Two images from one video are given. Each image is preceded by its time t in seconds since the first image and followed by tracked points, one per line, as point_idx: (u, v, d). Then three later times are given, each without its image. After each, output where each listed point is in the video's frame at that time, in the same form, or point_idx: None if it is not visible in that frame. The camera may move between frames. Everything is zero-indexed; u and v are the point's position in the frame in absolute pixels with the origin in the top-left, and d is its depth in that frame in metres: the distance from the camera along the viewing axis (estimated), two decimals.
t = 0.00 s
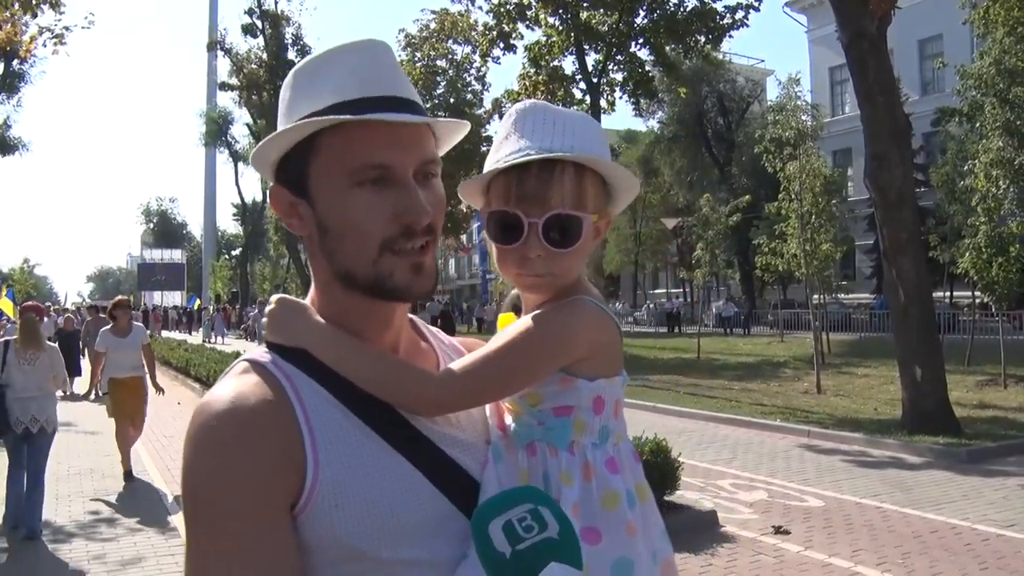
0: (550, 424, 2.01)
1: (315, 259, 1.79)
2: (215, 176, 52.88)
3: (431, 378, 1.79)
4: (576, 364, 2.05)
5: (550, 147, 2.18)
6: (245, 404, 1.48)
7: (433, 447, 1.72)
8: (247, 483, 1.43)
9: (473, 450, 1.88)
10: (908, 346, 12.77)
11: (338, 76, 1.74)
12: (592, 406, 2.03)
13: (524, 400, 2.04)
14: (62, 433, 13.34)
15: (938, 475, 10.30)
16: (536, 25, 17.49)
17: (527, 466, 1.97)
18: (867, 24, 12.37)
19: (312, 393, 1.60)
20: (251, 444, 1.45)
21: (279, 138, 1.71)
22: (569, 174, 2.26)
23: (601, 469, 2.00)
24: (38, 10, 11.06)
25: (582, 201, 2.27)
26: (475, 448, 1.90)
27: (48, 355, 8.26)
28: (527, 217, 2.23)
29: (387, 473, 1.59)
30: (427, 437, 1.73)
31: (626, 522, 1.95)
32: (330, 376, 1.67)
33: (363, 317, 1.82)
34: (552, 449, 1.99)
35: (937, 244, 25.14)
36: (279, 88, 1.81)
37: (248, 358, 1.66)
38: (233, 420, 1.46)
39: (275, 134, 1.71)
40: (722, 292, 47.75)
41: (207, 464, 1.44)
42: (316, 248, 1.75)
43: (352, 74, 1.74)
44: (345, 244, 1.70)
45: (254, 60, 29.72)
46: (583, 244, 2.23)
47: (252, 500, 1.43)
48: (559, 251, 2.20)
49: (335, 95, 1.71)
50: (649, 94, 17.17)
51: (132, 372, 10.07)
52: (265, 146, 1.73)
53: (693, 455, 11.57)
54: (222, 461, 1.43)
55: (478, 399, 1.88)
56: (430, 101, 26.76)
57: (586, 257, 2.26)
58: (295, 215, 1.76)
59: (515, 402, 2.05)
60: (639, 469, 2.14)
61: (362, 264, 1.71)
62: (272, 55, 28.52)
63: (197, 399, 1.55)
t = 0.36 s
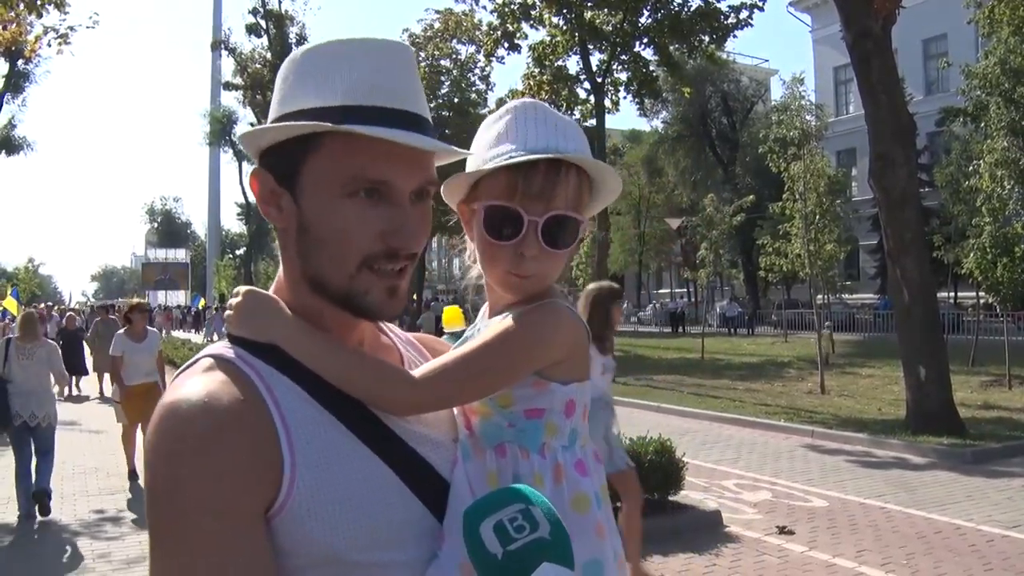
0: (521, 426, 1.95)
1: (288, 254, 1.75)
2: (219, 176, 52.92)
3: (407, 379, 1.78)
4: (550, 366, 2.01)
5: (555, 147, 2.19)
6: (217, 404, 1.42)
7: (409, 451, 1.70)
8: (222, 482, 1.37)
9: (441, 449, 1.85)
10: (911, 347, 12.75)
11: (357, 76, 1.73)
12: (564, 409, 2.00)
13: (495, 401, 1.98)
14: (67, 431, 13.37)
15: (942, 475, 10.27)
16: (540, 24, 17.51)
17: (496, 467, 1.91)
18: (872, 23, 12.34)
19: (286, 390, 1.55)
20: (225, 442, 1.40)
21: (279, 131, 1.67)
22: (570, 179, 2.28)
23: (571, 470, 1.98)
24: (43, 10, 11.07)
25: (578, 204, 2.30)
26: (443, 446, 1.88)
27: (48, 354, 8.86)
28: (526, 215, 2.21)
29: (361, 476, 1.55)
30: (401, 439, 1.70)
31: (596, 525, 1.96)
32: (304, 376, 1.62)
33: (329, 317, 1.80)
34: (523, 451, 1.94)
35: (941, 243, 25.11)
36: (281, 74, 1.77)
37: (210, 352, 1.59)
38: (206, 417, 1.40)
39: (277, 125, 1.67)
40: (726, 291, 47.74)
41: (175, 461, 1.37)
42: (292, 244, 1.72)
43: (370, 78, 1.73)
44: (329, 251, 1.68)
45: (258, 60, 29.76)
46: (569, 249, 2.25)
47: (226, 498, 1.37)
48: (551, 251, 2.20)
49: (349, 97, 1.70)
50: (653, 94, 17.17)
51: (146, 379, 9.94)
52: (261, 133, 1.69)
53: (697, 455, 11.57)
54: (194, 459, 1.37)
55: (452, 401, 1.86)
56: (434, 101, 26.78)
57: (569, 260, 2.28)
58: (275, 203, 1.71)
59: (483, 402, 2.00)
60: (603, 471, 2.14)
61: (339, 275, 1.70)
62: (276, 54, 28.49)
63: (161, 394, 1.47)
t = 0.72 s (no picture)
0: (501, 425, 1.94)
1: (271, 250, 1.72)
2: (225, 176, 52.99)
3: (390, 376, 1.76)
4: (528, 367, 1.99)
5: (549, 144, 2.20)
6: (196, 406, 1.40)
7: (386, 453, 1.68)
8: (202, 487, 1.35)
9: (420, 452, 1.83)
10: (917, 346, 12.73)
11: (361, 77, 1.73)
12: (543, 410, 2.00)
13: (475, 401, 1.96)
14: (73, 430, 13.40)
15: (948, 475, 10.25)
16: (546, 24, 17.50)
17: (475, 467, 1.89)
18: (877, 23, 12.34)
19: (264, 392, 1.53)
20: (202, 450, 1.37)
21: (279, 126, 1.65)
22: (560, 181, 2.29)
23: (550, 470, 1.97)
24: (50, 9, 11.10)
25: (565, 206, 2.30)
26: (420, 448, 1.84)
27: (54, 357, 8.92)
28: (518, 211, 2.21)
29: (339, 478, 1.54)
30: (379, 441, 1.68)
31: (576, 525, 1.96)
32: (283, 377, 1.59)
33: (308, 317, 1.78)
34: (502, 451, 1.92)
35: (947, 243, 25.03)
36: (282, 72, 1.77)
37: (186, 354, 1.56)
38: (186, 418, 1.38)
39: (278, 119, 1.65)
40: (732, 291, 47.68)
41: (151, 464, 1.34)
42: (279, 240, 1.69)
43: (377, 84, 1.75)
44: (317, 248, 1.66)
45: (264, 60, 29.78)
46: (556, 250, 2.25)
47: (206, 503, 1.36)
48: (539, 251, 2.19)
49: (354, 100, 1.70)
50: (659, 94, 17.17)
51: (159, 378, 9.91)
52: (260, 128, 1.67)
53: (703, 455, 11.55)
54: (174, 461, 1.35)
55: (434, 403, 1.83)
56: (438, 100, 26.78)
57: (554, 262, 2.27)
58: (264, 199, 1.68)
59: (463, 403, 1.98)
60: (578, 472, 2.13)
61: (328, 274, 1.67)
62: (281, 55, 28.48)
63: (136, 397, 1.44)
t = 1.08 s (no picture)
0: (485, 424, 1.92)
1: (248, 252, 1.72)
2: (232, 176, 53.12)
3: (369, 374, 1.77)
4: (511, 363, 1.98)
5: (515, 136, 2.19)
6: (167, 410, 1.41)
7: (365, 454, 1.67)
8: (179, 490, 1.36)
9: (403, 455, 1.83)
10: (923, 348, 12.70)
11: (318, 73, 1.76)
12: (528, 406, 1.97)
13: (458, 400, 1.95)
14: (79, 429, 13.44)
15: (955, 478, 10.22)
16: (552, 24, 17.50)
17: (460, 468, 1.89)
18: (884, 24, 12.31)
19: (238, 396, 1.53)
20: (175, 457, 1.37)
21: (251, 115, 1.68)
22: (532, 174, 2.28)
23: (537, 470, 1.95)
24: (58, 9, 11.11)
25: (540, 198, 2.29)
26: (405, 453, 1.85)
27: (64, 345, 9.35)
28: (489, 203, 2.19)
29: (320, 482, 1.53)
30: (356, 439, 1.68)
31: (565, 524, 1.93)
32: (255, 377, 1.60)
33: (288, 318, 1.77)
34: (487, 451, 1.91)
35: (953, 244, 24.96)
36: (254, 67, 1.79)
37: (164, 362, 1.58)
38: (156, 426, 1.38)
39: (248, 108, 1.68)
40: (738, 292, 47.62)
41: (124, 470, 1.35)
42: (254, 238, 1.69)
43: (339, 77, 1.77)
44: (291, 238, 1.65)
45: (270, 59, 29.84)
46: (531, 243, 2.23)
47: (181, 510, 1.36)
48: (515, 242, 2.18)
49: (314, 90, 1.72)
50: (665, 95, 17.19)
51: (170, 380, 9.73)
52: (231, 122, 1.69)
53: (708, 456, 11.53)
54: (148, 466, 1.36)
55: (413, 400, 1.82)
56: (444, 101, 26.84)
57: (532, 256, 2.26)
58: (237, 195, 1.69)
59: (447, 403, 1.96)
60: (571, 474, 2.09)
61: (304, 262, 1.66)
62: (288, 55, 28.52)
63: (113, 405, 1.45)
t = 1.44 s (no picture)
0: (472, 434, 1.93)
1: (237, 261, 1.73)
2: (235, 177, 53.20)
3: (355, 386, 1.77)
4: (497, 373, 1.99)
5: (495, 148, 2.21)
6: (151, 414, 1.41)
7: (352, 462, 1.69)
8: (163, 496, 1.36)
9: (391, 464, 1.85)
10: (927, 349, 12.70)
11: (308, 84, 1.75)
12: (513, 416, 1.98)
13: (445, 410, 1.96)
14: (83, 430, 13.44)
15: (960, 478, 10.20)
16: (556, 25, 17.49)
17: (449, 477, 1.90)
18: (888, 24, 12.29)
19: (224, 401, 1.54)
20: (158, 459, 1.37)
21: (238, 130, 1.68)
22: (514, 182, 2.29)
23: (525, 479, 1.96)
24: (62, 11, 11.13)
25: (523, 207, 2.30)
26: (393, 460, 1.87)
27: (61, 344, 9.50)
28: (471, 214, 2.21)
29: (306, 487, 1.56)
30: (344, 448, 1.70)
31: (552, 532, 1.94)
32: (244, 386, 1.61)
33: (276, 325, 1.77)
34: (474, 460, 1.92)
35: (958, 245, 24.89)
36: (247, 78, 1.79)
37: (150, 368, 1.58)
38: (142, 430, 1.38)
39: (236, 122, 1.67)
40: (742, 293, 47.60)
41: (110, 474, 1.35)
42: (244, 247, 1.69)
43: (327, 86, 1.76)
44: (278, 249, 1.66)
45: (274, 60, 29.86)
46: (515, 251, 2.24)
47: (165, 513, 1.36)
48: (497, 251, 2.19)
49: (304, 103, 1.71)
50: (669, 95, 17.19)
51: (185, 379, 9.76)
52: (219, 133, 1.69)
53: (713, 457, 11.51)
54: (135, 470, 1.36)
55: (399, 410, 1.84)
56: (448, 102, 26.86)
57: (516, 264, 2.27)
58: (226, 204, 1.70)
59: (434, 411, 1.98)
60: (559, 481, 2.11)
61: (291, 276, 1.67)
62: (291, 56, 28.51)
63: (100, 408, 1.45)
